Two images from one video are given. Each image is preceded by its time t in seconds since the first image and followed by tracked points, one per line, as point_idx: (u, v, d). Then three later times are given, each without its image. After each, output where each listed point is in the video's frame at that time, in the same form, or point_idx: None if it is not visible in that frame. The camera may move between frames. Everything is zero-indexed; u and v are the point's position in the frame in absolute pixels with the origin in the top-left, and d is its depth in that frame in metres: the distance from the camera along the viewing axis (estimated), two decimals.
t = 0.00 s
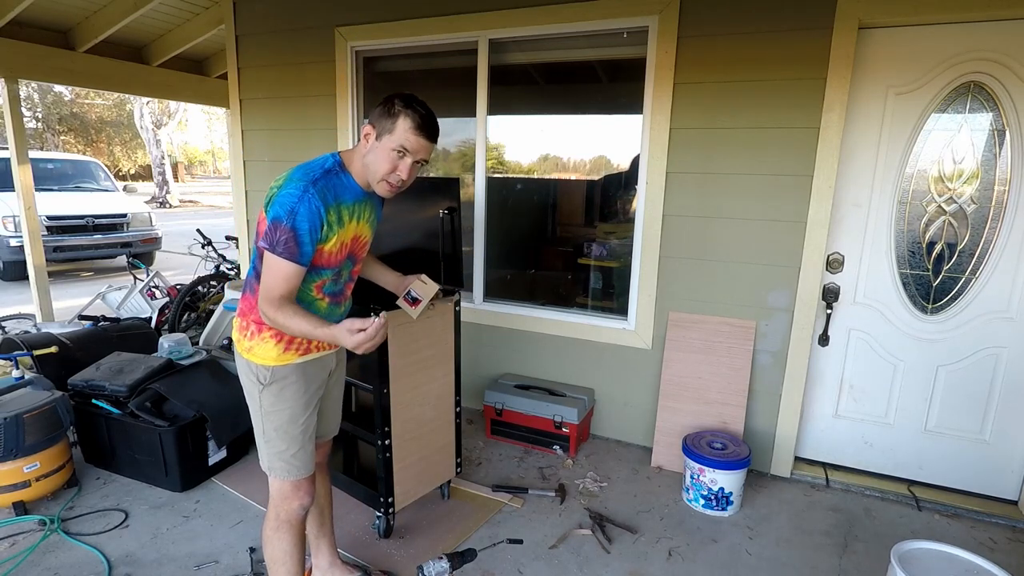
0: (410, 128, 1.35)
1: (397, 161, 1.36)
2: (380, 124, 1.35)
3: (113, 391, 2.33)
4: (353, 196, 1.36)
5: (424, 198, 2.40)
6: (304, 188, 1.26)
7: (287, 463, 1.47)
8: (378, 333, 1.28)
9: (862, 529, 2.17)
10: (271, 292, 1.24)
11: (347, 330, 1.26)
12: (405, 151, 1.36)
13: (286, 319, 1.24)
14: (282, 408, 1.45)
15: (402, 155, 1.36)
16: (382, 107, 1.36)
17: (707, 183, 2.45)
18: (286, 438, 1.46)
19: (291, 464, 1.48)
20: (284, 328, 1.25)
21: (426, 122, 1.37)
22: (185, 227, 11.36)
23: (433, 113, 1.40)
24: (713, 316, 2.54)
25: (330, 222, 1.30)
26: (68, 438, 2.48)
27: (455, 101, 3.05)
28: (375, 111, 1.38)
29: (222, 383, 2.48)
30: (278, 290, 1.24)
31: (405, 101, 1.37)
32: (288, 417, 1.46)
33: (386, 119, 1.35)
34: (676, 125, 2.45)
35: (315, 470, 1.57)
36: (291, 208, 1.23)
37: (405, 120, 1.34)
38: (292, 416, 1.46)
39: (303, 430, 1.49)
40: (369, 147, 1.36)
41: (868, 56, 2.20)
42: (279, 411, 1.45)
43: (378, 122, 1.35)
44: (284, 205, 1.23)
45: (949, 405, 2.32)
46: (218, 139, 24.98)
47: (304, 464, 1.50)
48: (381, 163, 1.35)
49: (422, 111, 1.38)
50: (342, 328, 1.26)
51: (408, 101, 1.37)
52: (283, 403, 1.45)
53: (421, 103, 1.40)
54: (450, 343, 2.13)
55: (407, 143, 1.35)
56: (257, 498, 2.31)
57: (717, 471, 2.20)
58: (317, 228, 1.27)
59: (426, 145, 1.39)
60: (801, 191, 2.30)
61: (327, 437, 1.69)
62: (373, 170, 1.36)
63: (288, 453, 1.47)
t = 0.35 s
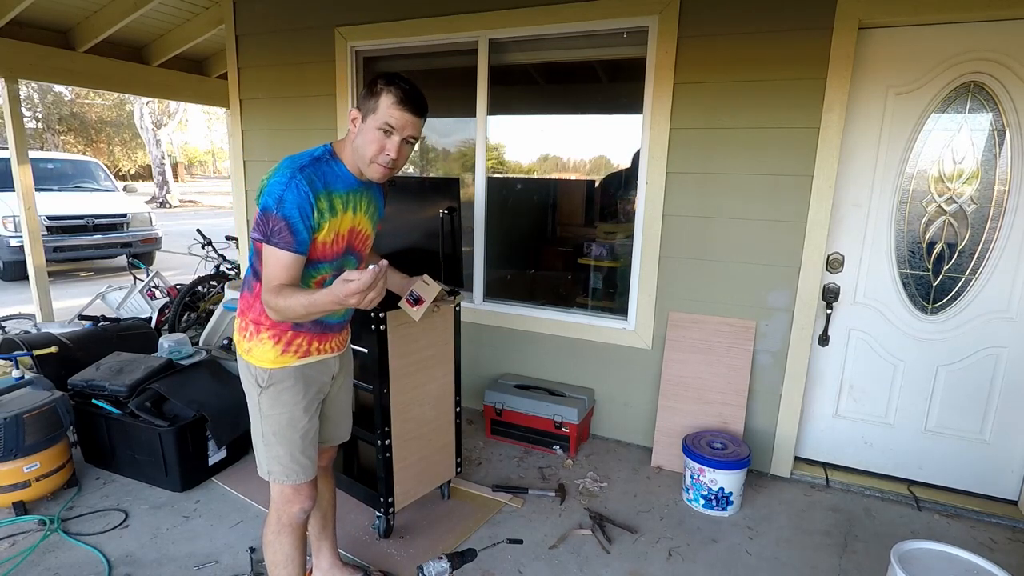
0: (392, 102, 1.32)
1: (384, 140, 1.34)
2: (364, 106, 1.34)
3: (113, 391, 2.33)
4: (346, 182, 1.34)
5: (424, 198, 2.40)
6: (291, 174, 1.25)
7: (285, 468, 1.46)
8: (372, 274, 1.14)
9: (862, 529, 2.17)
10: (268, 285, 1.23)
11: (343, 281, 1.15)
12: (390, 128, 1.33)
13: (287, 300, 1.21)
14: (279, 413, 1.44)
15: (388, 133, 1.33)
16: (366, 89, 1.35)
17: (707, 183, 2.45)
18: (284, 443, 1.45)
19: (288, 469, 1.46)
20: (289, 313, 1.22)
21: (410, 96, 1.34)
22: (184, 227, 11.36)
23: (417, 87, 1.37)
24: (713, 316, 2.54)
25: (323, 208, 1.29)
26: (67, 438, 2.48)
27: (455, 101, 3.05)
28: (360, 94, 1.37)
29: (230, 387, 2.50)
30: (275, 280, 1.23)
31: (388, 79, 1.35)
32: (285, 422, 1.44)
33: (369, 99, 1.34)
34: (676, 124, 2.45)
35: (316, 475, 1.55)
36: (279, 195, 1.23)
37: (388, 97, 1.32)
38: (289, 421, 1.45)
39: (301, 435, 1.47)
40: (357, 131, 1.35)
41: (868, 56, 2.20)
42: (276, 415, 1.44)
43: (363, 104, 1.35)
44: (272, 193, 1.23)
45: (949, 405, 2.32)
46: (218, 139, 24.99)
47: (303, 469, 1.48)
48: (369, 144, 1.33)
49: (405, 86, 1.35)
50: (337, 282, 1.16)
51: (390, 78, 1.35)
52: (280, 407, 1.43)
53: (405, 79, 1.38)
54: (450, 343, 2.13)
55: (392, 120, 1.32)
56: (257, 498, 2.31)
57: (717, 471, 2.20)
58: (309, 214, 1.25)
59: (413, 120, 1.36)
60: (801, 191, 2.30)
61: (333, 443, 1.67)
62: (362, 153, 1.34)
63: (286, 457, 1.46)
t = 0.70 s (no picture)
0: (391, 96, 1.30)
1: (385, 134, 1.32)
2: (362, 100, 1.32)
3: (113, 391, 2.33)
4: (345, 176, 1.33)
5: (424, 198, 2.40)
6: (289, 168, 1.24)
7: (283, 473, 1.45)
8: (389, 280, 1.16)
9: (862, 529, 2.17)
10: (267, 281, 1.22)
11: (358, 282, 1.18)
12: (389, 122, 1.32)
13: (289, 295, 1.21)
14: (279, 416, 1.43)
15: (388, 127, 1.32)
16: (362, 82, 1.33)
17: (707, 183, 2.45)
18: (283, 446, 1.44)
19: (286, 474, 1.45)
20: (292, 310, 1.22)
21: (407, 88, 1.32)
22: (185, 227, 11.36)
23: (414, 78, 1.35)
24: (713, 316, 2.54)
25: (322, 202, 1.28)
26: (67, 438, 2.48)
27: (455, 101, 3.05)
28: (356, 87, 1.35)
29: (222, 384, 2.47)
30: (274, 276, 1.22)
31: (384, 71, 1.32)
32: (284, 425, 1.44)
33: (366, 93, 1.32)
34: (676, 124, 2.45)
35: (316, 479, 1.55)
36: (277, 189, 1.22)
37: (385, 91, 1.30)
38: (289, 424, 1.44)
39: (301, 439, 1.46)
40: (355, 126, 1.34)
41: (868, 56, 2.20)
42: (276, 418, 1.43)
43: (360, 98, 1.33)
44: (270, 188, 1.22)
45: (949, 405, 2.32)
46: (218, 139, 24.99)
47: (302, 474, 1.47)
48: (370, 139, 1.32)
49: (401, 77, 1.33)
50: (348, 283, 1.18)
51: (386, 70, 1.33)
52: (280, 411, 1.43)
53: (401, 70, 1.35)
54: (449, 343, 2.13)
55: (392, 114, 1.31)
56: (257, 498, 2.31)
57: (717, 471, 2.20)
58: (308, 208, 1.24)
59: (411, 112, 1.34)
60: (801, 191, 2.30)
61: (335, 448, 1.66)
62: (363, 149, 1.33)
63: (286, 462, 1.45)
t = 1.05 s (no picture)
0: (375, 76, 1.28)
1: (374, 118, 1.30)
2: (348, 87, 1.31)
3: (113, 391, 2.33)
4: (339, 168, 1.32)
5: (424, 197, 2.41)
6: (281, 160, 1.23)
7: (284, 477, 1.44)
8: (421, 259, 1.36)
9: (862, 529, 2.17)
10: (272, 275, 1.21)
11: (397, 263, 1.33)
12: (377, 104, 1.29)
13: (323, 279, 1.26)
14: (280, 420, 1.42)
15: (377, 111, 1.29)
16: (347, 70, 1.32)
17: (707, 183, 2.45)
18: (285, 450, 1.43)
19: (288, 479, 1.44)
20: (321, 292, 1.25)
21: (393, 70, 1.30)
22: (185, 227, 11.36)
23: (399, 60, 1.34)
24: (713, 316, 2.54)
25: (317, 193, 1.26)
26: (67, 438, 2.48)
27: (456, 101, 3.06)
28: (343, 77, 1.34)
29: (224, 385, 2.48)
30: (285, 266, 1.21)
31: (367, 55, 1.31)
32: (285, 429, 1.42)
33: (352, 80, 1.30)
34: (676, 124, 2.45)
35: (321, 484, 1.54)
36: (271, 182, 1.20)
37: (370, 73, 1.28)
38: (290, 428, 1.43)
39: (303, 444, 1.45)
40: (345, 115, 1.32)
41: (868, 56, 2.20)
42: (277, 422, 1.42)
43: (347, 86, 1.31)
44: (263, 181, 1.21)
45: (949, 405, 2.32)
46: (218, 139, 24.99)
47: (305, 478, 1.46)
48: (359, 124, 1.30)
49: (386, 59, 1.31)
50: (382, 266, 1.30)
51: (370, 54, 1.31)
52: (281, 414, 1.41)
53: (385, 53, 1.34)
54: (449, 343, 2.13)
55: (378, 96, 1.28)
56: (257, 498, 2.31)
57: (717, 471, 2.20)
58: (302, 199, 1.23)
59: (399, 93, 1.31)
60: (801, 191, 2.30)
61: (339, 452, 1.64)
62: (354, 135, 1.31)
63: (288, 466, 1.44)
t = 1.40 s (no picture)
0: (374, 74, 1.27)
1: (374, 116, 1.29)
2: (348, 85, 1.30)
3: (113, 391, 2.33)
4: (339, 166, 1.31)
5: (424, 197, 2.41)
6: (279, 158, 1.22)
7: (285, 482, 1.43)
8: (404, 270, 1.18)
9: (862, 529, 2.17)
10: (266, 277, 1.20)
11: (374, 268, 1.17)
12: (376, 102, 1.28)
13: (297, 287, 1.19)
14: (281, 424, 1.41)
15: (377, 109, 1.29)
16: (347, 67, 1.31)
17: (707, 183, 2.45)
18: (286, 455, 1.42)
19: (289, 484, 1.43)
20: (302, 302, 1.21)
21: (393, 68, 1.30)
22: (185, 227, 11.36)
23: (399, 58, 1.33)
24: (713, 316, 2.54)
25: (315, 191, 1.25)
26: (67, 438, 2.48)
27: (456, 101, 3.06)
28: (342, 74, 1.33)
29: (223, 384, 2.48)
30: (274, 270, 1.20)
31: (366, 53, 1.30)
32: (287, 434, 1.41)
33: (351, 77, 1.29)
34: (676, 124, 2.45)
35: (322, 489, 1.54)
36: (269, 180, 1.19)
37: (370, 71, 1.27)
38: (292, 432, 1.42)
39: (305, 448, 1.44)
40: (344, 113, 1.31)
41: (868, 56, 2.20)
42: (278, 427, 1.41)
43: (346, 84, 1.31)
44: (262, 179, 1.19)
45: (949, 405, 2.32)
46: (218, 139, 24.99)
47: (306, 483, 1.45)
48: (359, 123, 1.29)
49: (385, 57, 1.30)
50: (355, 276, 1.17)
51: (369, 52, 1.30)
52: (283, 419, 1.41)
53: (384, 51, 1.33)
54: (449, 343, 2.13)
55: (378, 94, 1.27)
56: (257, 498, 2.31)
57: (717, 471, 2.20)
58: (300, 197, 1.21)
59: (399, 91, 1.30)
60: (801, 191, 2.30)
61: (340, 455, 1.63)
62: (354, 134, 1.30)
63: (290, 471, 1.43)
